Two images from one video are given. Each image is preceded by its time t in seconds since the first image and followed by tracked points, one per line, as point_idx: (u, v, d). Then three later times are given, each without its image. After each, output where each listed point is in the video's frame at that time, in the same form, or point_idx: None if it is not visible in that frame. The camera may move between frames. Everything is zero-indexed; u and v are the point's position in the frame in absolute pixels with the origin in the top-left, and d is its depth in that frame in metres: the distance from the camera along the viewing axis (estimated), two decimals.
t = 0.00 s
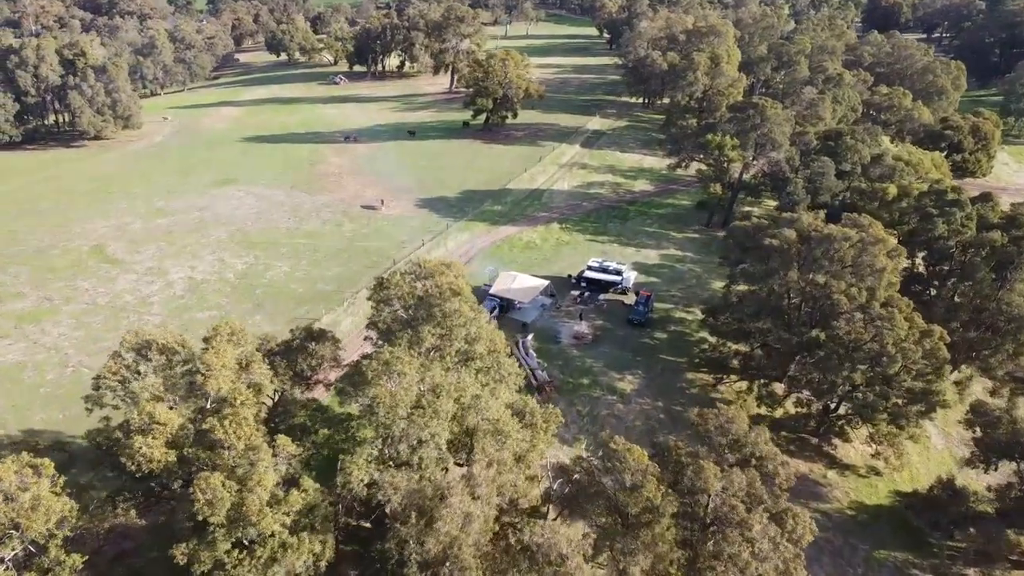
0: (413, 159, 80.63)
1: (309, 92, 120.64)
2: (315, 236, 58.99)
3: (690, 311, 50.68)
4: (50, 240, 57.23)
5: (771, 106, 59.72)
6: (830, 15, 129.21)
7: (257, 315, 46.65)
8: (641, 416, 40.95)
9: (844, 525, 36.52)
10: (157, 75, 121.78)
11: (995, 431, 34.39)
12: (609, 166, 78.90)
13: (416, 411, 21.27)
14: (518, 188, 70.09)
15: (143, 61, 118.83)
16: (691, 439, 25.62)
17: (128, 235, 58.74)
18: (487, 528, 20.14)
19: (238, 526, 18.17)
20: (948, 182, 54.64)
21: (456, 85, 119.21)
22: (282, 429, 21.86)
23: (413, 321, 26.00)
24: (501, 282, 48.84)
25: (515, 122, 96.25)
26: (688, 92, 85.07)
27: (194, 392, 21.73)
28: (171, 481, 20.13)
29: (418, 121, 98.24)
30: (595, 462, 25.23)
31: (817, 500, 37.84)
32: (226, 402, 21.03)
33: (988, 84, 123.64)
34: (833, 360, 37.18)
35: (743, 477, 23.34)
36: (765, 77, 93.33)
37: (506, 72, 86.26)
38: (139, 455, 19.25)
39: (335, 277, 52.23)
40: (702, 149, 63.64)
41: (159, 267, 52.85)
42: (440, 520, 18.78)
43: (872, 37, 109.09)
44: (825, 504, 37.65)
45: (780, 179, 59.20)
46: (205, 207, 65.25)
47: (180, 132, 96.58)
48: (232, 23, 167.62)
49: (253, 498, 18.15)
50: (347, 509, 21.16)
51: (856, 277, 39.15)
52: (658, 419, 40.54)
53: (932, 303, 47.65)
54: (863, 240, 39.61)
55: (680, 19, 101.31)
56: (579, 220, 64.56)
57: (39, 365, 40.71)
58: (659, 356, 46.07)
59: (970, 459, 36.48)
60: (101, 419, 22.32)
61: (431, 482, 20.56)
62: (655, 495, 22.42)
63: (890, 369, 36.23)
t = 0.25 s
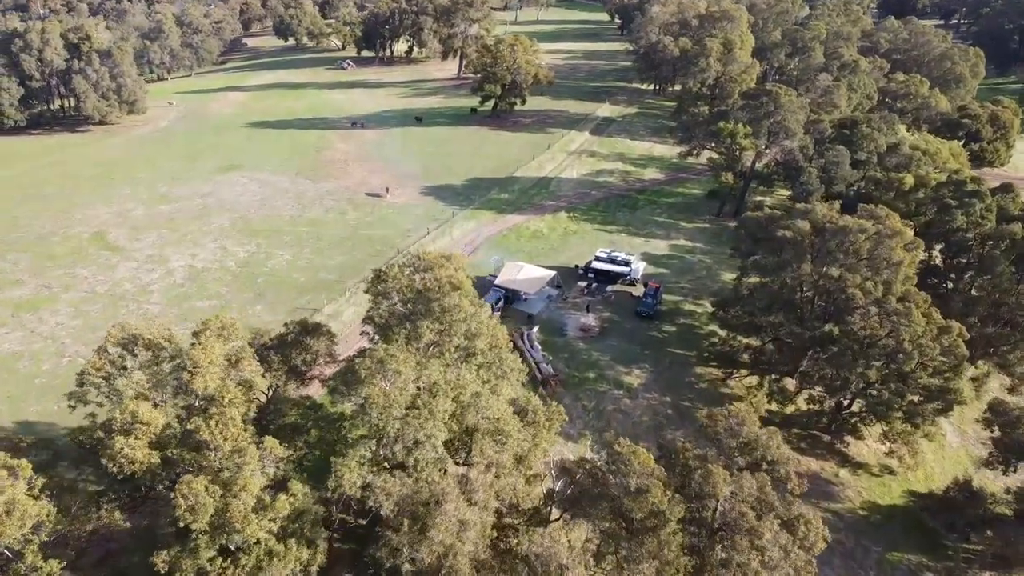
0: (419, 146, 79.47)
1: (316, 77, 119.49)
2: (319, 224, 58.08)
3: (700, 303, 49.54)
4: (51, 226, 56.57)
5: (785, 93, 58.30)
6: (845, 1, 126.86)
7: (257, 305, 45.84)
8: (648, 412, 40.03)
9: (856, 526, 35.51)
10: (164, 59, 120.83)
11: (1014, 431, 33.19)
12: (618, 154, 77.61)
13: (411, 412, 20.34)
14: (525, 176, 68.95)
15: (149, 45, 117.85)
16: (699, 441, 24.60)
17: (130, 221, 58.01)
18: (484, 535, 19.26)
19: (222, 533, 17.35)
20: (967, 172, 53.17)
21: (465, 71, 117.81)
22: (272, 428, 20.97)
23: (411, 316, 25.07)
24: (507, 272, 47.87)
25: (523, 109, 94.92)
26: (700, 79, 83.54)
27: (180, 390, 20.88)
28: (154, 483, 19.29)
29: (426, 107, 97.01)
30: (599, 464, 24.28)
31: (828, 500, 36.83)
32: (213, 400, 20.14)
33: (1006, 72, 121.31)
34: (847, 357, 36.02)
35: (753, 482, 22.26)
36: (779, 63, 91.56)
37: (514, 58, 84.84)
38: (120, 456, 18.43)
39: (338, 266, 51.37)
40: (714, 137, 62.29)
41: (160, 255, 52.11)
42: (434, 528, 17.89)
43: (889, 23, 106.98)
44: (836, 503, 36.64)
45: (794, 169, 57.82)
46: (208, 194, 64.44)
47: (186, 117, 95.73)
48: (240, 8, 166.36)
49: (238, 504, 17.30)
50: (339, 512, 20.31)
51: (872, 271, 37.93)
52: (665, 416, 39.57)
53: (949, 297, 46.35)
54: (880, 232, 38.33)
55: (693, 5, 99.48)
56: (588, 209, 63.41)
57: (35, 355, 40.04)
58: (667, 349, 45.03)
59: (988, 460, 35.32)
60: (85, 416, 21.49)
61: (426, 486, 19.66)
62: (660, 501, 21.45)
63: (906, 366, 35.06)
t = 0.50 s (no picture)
0: (425, 132, 78.33)
1: (323, 62, 118.27)
2: (322, 212, 57.15)
3: (709, 296, 48.41)
4: (51, 213, 55.82)
5: (799, 80, 56.84)
6: None
7: (258, 294, 44.99)
8: (655, 407, 39.02)
9: (868, 527, 34.47)
10: (171, 44, 119.76)
11: None
12: (628, 142, 76.25)
13: (405, 413, 19.37)
14: (533, 164, 67.73)
15: (155, 29, 116.82)
16: (708, 443, 23.53)
17: (131, 208, 57.20)
18: (480, 544, 18.39)
19: (203, 542, 16.53)
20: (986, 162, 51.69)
21: (473, 56, 116.36)
22: (261, 429, 20.11)
23: (408, 311, 24.14)
24: (512, 263, 46.83)
25: (532, 95, 93.55)
26: (712, 65, 81.96)
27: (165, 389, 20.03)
28: (136, 487, 18.49)
29: (433, 93, 95.76)
30: (602, 466, 23.35)
31: (839, 500, 35.81)
32: (197, 400, 19.30)
33: None
34: (861, 353, 34.89)
35: (764, 490, 21.12)
36: (792, 49, 89.78)
37: (523, 43, 83.44)
38: (99, 459, 17.61)
39: (340, 255, 50.45)
40: (725, 125, 60.91)
41: (161, 242, 51.28)
42: (426, 539, 16.99)
43: (906, 9, 104.81)
44: (847, 504, 35.61)
45: (807, 158, 56.44)
46: (210, 180, 63.55)
47: (191, 102, 94.81)
48: None
49: (220, 512, 16.48)
50: (330, 518, 19.48)
51: (888, 264, 36.69)
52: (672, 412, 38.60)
53: (966, 291, 45.04)
54: (897, 224, 37.03)
55: None
56: (596, 198, 62.23)
57: (31, 344, 39.29)
58: (676, 343, 43.98)
59: (1007, 460, 34.14)
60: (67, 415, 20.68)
61: (420, 491, 18.79)
62: (666, 508, 20.48)
63: (923, 363, 33.88)
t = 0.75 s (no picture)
0: (431, 119, 77.17)
1: (330, 47, 117.00)
2: (325, 199, 56.20)
3: (719, 288, 47.28)
4: (51, 198, 55.02)
5: (814, 67, 55.36)
6: None
7: (258, 284, 44.09)
8: (663, 403, 38.07)
9: (881, 530, 33.44)
10: (177, 28, 118.58)
11: None
12: (638, 129, 74.86)
13: (398, 417, 18.44)
14: (540, 151, 66.50)
15: (161, 13, 115.70)
16: (716, 447, 22.50)
17: (132, 195, 56.34)
18: (475, 555, 17.48)
19: (182, 554, 15.71)
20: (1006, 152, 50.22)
21: (481, 42, 114.85)
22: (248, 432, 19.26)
23: (405, 306, 23.20)
24: (517, 254, 45.80)
25: (540, 81, 92.14)
26: (724, 51, 80.32)
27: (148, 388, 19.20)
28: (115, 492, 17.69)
29: (440, 79, 94.45)
30: (605, 470, 22.40)
31: (850, 501, 34.79)
32: (181, 400, 18.46)
33: None
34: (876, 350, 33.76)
35: (774, 498, 20.05)
36: (806, 35, 87.98)
37: (531, 28, 82.00)
38: (76, 464, 16.78)
39: (344, 244, 49.53)
40: (738, 112, 59.52)
41: (161, 230, 50.44)
42: (417, 552, 16.08)
43: None
44: (859, 505, 34.59)
45: (821, 147, 55.06)
46: (213, 166, 62.64)
47: (196, 87, 93.81)
48: None
49: (200, 521, 15.64)
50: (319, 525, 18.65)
51: (905, 258, 35.48)
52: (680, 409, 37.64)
53: (984, 285, 43.74)
54: (915, 217, 35.77)
55: None
56: (604, 186, 61.04)
57: (26, 334, 38.53)
58: (684, 337, 42.94)
59: None
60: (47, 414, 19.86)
61: (413, 498, 17.92)
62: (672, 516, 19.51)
63: (940, 361, 32.71)
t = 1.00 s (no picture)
0: (437, 105, 75.96)
1: (337, 32, 115.71)
2: (328, 187, 55.23)
3: (729, 281, 46.11)
4: (50, 185, 54.32)
5: (829, 53, 53.86)
6: None
7: (256, 275, 43.25)
8: (669, 400, 37.10)
9: (893, 533, 32.37)
10: (183, 13, 117.62)
11: None
12: (647, 117, 73.45)
13: (388, 423, 17.48)
14: (548, 139, 65.26)
15: None
16: (724, 453, 21.43)
17: (132, 182, 55.58)
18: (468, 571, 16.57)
19: (157, 568, 14.88)
20: None
21: (490, 27, 113.24)
22: (232, 436, 18.39)
23: (400, 302, 22.27)
24: (522, 244, 44.76)
25: (549, 68, 90.67)
26: (737, 37, 78.62)
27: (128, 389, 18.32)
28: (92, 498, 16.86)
29: (448, 64, 93.09)
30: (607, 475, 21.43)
31: (861, 502, 33.72)
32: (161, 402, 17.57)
33: None
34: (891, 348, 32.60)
35: (785, 509, 18.99)
36: (821, 21, 86.05)
37: (540, 13, 80.50)
38: (48, 471, 15.94)
39: (346, 234, 48.62)
40: (750, 100, 58.10)
41: (160, 219, 49.65)
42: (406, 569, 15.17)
43: None
44: (871, 506, 33.52)
45: (835, 136, 53.64)
46: (215, 153, 61.75)
47: (201, 72, 92.86)
48: None
49: (176, 534, 14.77)
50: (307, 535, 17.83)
51: (923, 253, 34.22)
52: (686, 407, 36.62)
53: (1003, 280, 42.36)
54: (934, 210, 34.48)
55: None
56: (612, 175, 59.81)
57: (20, 324, 37.85)
58: (692, 331, 41.86)
59: None
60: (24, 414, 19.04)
61: (404, 509, 17.04)
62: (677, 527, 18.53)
63: (958, 360, 31.50)
